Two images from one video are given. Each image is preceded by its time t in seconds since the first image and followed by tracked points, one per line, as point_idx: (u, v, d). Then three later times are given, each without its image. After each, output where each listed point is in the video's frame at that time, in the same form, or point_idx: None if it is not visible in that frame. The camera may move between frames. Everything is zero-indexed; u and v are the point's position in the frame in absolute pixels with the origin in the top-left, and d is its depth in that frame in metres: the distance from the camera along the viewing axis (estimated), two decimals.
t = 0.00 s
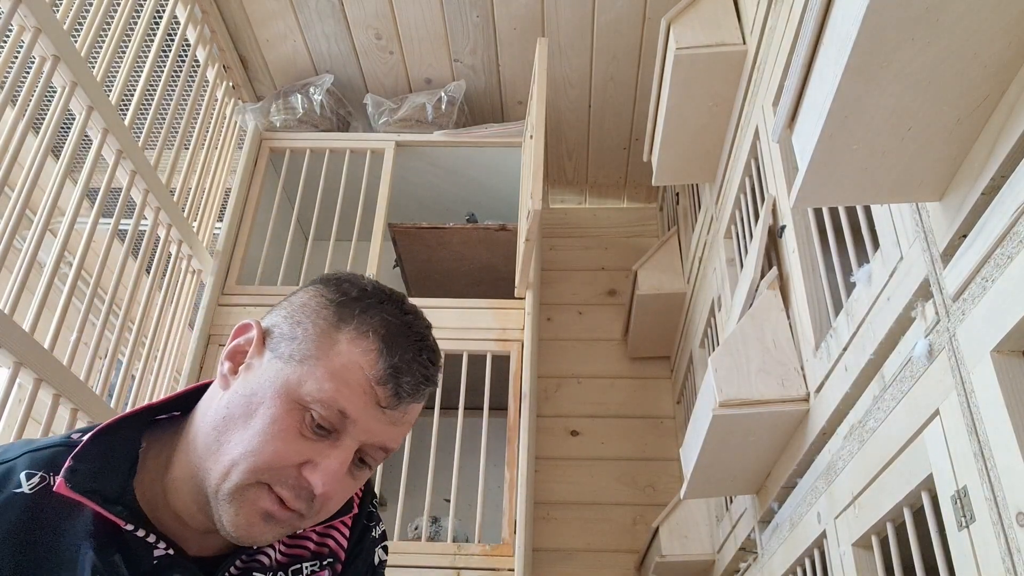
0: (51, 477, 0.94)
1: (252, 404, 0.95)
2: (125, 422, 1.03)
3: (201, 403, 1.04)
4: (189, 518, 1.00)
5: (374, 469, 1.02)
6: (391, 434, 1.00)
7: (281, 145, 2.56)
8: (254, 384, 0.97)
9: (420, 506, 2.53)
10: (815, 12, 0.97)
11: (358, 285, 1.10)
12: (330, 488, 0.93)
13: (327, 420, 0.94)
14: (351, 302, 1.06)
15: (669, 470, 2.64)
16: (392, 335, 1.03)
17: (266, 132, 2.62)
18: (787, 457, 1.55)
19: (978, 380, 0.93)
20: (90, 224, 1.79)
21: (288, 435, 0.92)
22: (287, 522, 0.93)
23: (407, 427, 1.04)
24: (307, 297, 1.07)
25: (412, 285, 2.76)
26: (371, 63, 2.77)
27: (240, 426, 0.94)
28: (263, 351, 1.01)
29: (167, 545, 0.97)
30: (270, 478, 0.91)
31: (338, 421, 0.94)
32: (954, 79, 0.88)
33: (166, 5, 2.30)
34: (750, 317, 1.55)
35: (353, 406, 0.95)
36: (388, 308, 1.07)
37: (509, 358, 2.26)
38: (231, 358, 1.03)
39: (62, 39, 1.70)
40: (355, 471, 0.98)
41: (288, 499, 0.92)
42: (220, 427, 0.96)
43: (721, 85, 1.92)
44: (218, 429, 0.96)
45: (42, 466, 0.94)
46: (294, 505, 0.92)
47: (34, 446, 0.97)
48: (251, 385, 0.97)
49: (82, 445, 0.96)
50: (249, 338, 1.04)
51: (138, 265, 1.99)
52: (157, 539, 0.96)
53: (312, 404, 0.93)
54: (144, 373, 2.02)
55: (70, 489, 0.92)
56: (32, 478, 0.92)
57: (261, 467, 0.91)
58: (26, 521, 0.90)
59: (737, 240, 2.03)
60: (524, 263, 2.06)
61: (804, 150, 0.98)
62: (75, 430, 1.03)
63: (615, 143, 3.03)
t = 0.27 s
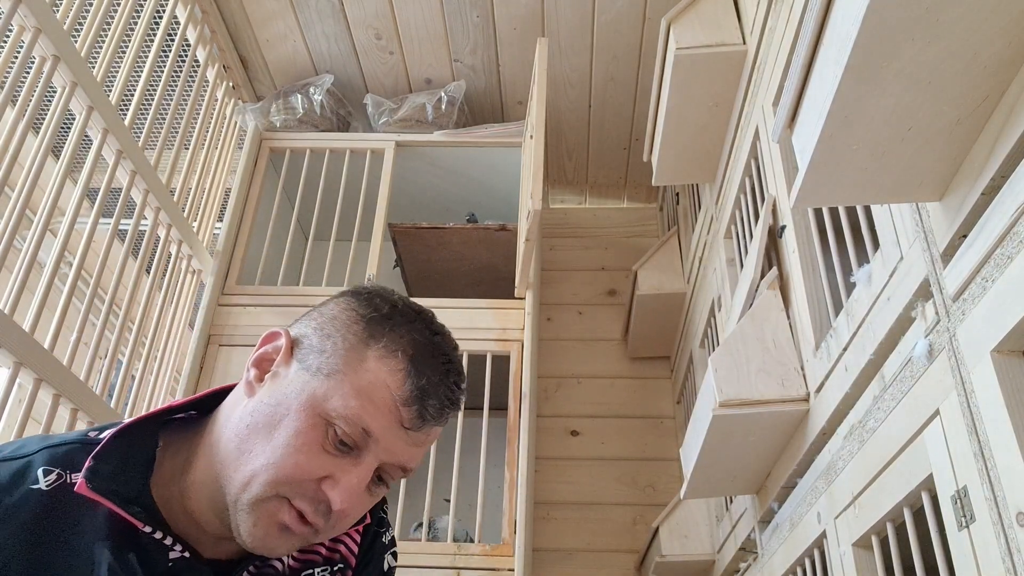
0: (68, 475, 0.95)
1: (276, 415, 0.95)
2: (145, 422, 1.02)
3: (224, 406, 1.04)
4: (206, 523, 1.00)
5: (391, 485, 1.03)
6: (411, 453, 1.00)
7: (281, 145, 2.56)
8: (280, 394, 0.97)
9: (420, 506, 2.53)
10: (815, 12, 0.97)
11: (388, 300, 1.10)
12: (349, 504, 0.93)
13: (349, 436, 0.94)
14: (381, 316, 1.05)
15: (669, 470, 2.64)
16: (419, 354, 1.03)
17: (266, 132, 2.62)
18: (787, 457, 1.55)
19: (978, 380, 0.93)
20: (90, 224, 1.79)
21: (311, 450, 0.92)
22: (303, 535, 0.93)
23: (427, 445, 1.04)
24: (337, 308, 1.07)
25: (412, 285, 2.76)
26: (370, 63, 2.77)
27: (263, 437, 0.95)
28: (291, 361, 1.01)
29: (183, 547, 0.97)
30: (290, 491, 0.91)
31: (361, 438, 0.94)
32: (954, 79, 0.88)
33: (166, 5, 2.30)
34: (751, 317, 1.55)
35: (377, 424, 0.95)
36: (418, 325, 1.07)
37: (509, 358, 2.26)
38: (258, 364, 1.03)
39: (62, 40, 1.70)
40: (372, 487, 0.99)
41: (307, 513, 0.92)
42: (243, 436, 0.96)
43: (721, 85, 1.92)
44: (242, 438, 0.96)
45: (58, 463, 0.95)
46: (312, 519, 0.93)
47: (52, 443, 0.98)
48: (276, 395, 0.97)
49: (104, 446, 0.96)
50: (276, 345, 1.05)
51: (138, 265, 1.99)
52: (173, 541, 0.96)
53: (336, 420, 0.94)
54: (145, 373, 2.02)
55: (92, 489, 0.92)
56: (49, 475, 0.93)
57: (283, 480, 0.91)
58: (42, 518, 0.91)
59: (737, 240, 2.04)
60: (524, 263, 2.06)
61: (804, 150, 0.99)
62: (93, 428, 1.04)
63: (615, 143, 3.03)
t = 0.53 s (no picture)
0: (79, 475, 0.95)
1: (293, 428, 0.95)
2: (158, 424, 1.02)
3: (240, 412, 1.04)
4: (215, 527, 1.00)
5: (400, 502, 1.03)
6: (423, 474, 1.01)
7: (281, 145, 2.56)
8: (298, 406, 0.97)
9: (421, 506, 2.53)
10: (815, 13, 0.97)
11: (411, 318, 1.10)
12: (360, 521, 0.94)
13: (365, 454, 0.95)
14: (404, 336, 1.06)
15: (669, 470, 2.64)
16: (440, 376, 1.04)
17: (267, 132, 2.61)
18: (787, 457, 1.55)
19: (978, 380, 0.93)
20: (90, 224, 1.79)
21: (326, 466, 0.92)
22: (311, 548, 0.94)
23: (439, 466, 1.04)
24: (359, 322, 1.08)
25: (412, 285, 2.76)
26: (370, 63, 2.77)
27: (279, 448, 0.95)
28: (310, 374, 1.01)
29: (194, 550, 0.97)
30: (302, 505, 0.92)
31: (376, 456, 0.95)
32: (954, 80, 0.88)
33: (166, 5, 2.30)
34: (751, 317, 1.55)
35: (393, 444, 0.96)
36: (440, 347, 1.08)
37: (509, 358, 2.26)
38: (277, 374, 1.03)
39: (62, 40, 1.70)
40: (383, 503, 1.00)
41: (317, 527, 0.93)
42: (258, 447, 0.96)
43: (722, 86, 1.92)
44: (257, 448, 0.96)
45: (72, 462, 0.96)
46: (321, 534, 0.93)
47: (64, 441, 0.98)
48: (295, 408, 0.97)
49: (117, 447, 0.96)
50: (297, 356, 1.05)
51: (138, 265, 1.98)
52: (184, 543, 0.96)
53: (353, 438, 0.95)
54: (145, 373, 2.02)
55: (105, 491, 0.92)
56: (61, 474, 0.94)
57: (296, 494, 0.92)
58: (56, 515, 0.91)
59: (737, 240, 2.04)
60: (524, 263, 2.06)
61: (804, 150, 0.99)
62: (106, 430, 1.04)
63: (615, 142, 3.03)
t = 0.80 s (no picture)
0: (89, 472, 0.96)
1: (309, 437, 0.96)
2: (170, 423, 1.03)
3: (255, 414, 1.04)
4: (225, 529, 1.00)
5: (413, 511, 1.04)
6: (436, 487, 1.01)
7: (281, 144, 2.55)
8: (314, 415, 0.97)
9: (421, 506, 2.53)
10: (815, 12, 0.96)
11: (430, 328, 1.10)
12: (372, 534, 0.94)
13: (379, 467, 0.95)
14: (423, 348, 1.06)
15: (669, 471, 2.64)
16: (458, 390, 1.03)
17: (266, 132, 2.60)
18: (787, 457, 1.55)
19: (978, 380, 0.93)
20: (90, 224, 1.79)
21: (340, 477, 0.93)
22: (321, 557, 0.95)
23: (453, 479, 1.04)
24: (379, 330, 1.08)
25: (412, 285, 2.76)
26: (370, 63, 2.77)
27: (294, 457, 0.95)
28: (327, 382, 1.01)
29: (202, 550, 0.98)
30: (315, 515, 0.93)
31: (390, 470, 0.95)
32: (955, 80, 0.88)
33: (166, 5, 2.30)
34: (751, 317, 1.55)
35: (408, 458, 0.96)
36: (458, 360, 1.07)
37: (509, 358, 2.26)
38: (294, 380, 1.04)
39: (62, 39, 1.69)
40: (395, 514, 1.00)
41: (328, 538, 0.93)
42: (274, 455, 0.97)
43: (722, 86, 1.91)
44: (272, 456, 0.97)
45: (82, 459, 0.96)
46: (332, 544, 0.94)
47: (74, 439, 0.99)
48: (311, 416, 0.97)
49: (128, 445, 0.96)
50: (315, 362, 1.05)
51: (138, 265, 1.98)
52: (193, 543, 0.97)
53: (368, 450, 0.95)
54: (144, 373, 2.02)
55: (117, 490, 0.93)
56: (72, 470, 0.94)
57: (309, 504, 0.92)
58: (65, 513, 0.92)
59: (738, 240, 2.03)
60: (524, 263, 2.06)
61: (804, 150, 0.98)
62: (114, 428, 1.05)
63: (616, 142, 3.03)
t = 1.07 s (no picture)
0: (97, 469, 0.96)
1: (318, 440, 0.96)
2: (177, 423, 1.03)
3: (264, 415, 1.04)
4: (230, 531, 1.01)
5: (419, 517, 1.04)
6: (444, 493, 1.01)
7: (281, 145, 2.54)
8: (324, 419, 0.97)
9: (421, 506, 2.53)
10: (815, 12, 0.96)
11: (440, 335, 1.10)
12: (379, 538, 0.95)
13: (388, 472, 0.95)
14: (434, 354, 1.06)
15: (669, 470, 2.64)
16: (468, 397, 1.03)
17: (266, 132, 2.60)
18: (787, 457, 1.55)
19: (978, 380, 0.93)
20: (90, 223, 1.79)
21: (349, 481, 0.93)
22: (327, 561, 0.95)
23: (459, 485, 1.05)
24: (389, 335, 1.08)
25: (412, 285, 2.76)
26: (370, 63, 2.77)
27: (303, 460, 0.95)
28: (338, 386, 1.01)
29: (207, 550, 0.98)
30: (322, 519, 0.93)
31: (399, 475, 0.95)
32: (955, 80, 0.88)
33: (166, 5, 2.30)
34: (751, 317, 1.55)
35: (417, 463, 0.96)
36: (468, 367, 1.07)
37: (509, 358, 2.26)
38: (305, 383, 1.04)
39: (62, 39, 1.69)
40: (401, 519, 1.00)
41: (335, 542, 0.93)
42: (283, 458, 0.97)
43: (722, 86, 1.91)
44: (280, 458, 0.97)
45: (89, 456, 0.97)
46: (338, 548, 0.94)
47: (82, 437, 0.99)
48: (320, 419, 0.98)
49: (135, 444, 0.96)
50: (325, 366, 1.05)
51: (138, 265, 1.98)
52: (198, 543, 0.97)
53: (378, 455, 0.95)
54: (144, 373, 2.02)
55: (124, 488, 0.92)
56: (79, 467, 0.94)
57: (317, 507, 0.93)
58: (71, 510, 0.92)
59: (738, 240, 2.03)
60: (524, 263, 2.06)
61: (804, 150, 0.98)
62: (122, 427, 1.05)
63: (616, 142, 3.03)
